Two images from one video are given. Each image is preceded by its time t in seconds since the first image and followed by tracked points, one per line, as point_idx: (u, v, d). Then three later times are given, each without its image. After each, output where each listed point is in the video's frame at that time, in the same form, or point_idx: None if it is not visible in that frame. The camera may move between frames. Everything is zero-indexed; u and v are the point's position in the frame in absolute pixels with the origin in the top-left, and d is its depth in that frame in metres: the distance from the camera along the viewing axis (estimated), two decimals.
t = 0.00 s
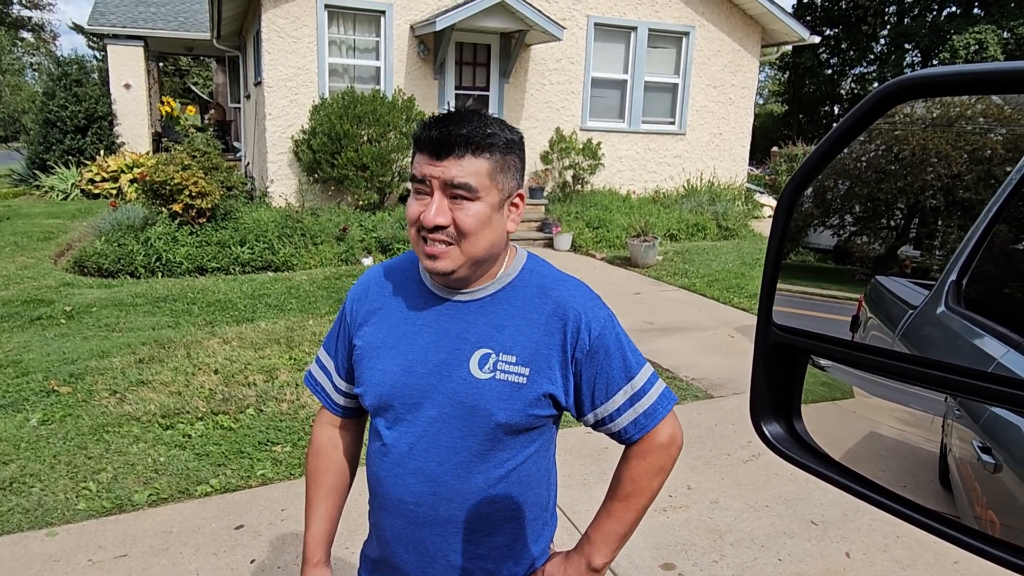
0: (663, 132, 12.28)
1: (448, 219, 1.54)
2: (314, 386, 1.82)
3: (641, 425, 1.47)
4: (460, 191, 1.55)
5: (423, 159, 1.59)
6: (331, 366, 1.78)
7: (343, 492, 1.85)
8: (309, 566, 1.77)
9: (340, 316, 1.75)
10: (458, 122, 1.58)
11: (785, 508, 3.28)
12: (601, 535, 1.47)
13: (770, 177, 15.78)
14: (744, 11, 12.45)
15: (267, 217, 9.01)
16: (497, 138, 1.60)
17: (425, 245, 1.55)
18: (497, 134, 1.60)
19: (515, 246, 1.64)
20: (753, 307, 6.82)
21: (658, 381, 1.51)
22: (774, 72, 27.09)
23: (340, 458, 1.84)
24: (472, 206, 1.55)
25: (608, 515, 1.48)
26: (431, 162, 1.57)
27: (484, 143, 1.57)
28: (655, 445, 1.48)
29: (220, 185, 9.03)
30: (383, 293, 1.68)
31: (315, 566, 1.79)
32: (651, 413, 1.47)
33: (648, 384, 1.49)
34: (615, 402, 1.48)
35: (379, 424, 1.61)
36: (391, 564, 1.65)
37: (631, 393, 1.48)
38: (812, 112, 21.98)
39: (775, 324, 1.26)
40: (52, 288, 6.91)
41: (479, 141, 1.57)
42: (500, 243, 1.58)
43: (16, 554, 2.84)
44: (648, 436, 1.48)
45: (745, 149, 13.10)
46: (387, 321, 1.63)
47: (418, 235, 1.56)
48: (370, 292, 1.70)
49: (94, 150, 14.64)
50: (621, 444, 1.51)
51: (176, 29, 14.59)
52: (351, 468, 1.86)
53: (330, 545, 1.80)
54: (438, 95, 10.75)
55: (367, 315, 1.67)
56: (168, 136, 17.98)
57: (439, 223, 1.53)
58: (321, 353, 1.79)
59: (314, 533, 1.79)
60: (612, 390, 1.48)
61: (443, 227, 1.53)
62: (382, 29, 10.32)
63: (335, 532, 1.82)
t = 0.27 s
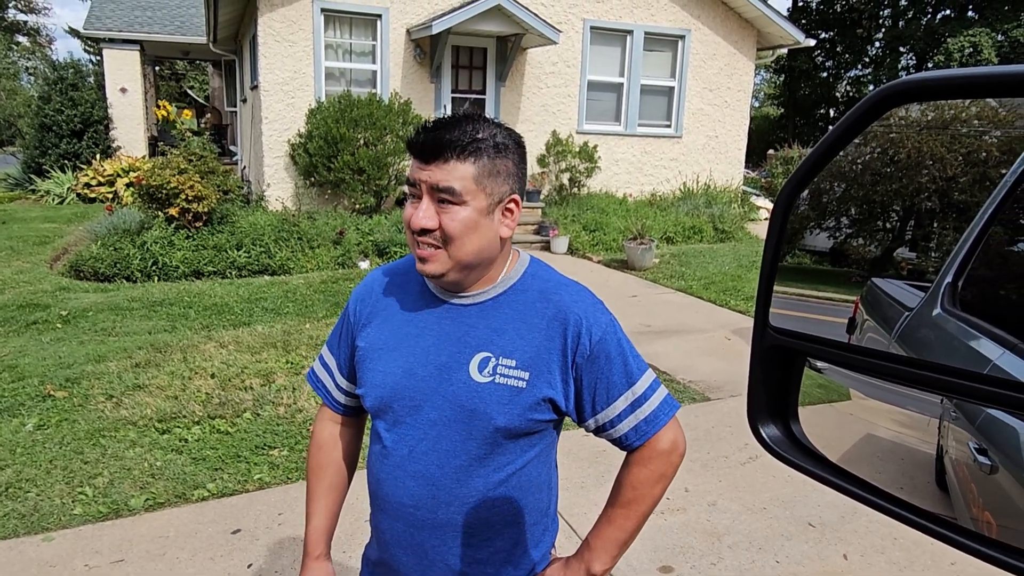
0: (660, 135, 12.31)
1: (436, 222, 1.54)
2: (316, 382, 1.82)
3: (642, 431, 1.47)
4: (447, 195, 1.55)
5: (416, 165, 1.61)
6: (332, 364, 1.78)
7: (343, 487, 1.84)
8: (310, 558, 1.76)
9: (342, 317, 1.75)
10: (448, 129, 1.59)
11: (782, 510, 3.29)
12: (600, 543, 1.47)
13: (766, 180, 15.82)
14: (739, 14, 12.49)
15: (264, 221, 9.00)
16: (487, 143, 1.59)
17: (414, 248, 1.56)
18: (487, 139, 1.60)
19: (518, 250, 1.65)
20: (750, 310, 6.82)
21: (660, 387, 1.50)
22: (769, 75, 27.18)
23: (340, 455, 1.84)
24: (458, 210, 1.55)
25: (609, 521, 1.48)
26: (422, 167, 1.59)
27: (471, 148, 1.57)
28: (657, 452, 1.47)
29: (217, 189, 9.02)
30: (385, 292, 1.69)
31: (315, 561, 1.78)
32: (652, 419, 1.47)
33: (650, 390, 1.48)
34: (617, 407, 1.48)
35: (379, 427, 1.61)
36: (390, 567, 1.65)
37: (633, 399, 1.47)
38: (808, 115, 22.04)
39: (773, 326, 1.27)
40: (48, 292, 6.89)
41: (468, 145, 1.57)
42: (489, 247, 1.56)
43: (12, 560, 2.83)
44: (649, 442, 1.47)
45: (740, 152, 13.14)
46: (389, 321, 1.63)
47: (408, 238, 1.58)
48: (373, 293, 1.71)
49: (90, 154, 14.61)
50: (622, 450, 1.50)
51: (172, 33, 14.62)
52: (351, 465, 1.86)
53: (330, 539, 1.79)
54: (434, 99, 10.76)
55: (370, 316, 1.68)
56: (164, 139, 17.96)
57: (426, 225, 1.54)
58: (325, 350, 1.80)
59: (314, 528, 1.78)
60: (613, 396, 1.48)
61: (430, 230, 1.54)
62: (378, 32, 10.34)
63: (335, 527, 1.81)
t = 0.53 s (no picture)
0: (654, 138, 12.33)
1: (430, 229, 1.54)
2: (317, 385, 1.82)
3: (639, 436, 1.47)
4: (439, 202, 1.55)
5: (408, 172, 1.61)
6: (332, 366, 1.78)
7: (347, 488, 1.84)
8: (314, 558, 1.77)
9: (341, 321, 1.76)
10: (438, 135, 1.59)
11: (778, 511, 3.29)
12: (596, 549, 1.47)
13: (760, 182, 15.87)
14: (732, 18, 12.54)
15: (258, 225, 8.98)
16: (479, 148, 1.59)
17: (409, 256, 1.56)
18: (479, 143, 1.60)
19: (515, 253, 1.65)
20: (744, 312, 6.84)
21: (657, 391, 1.51)
22: (763, 78, 27.28)
23: (340, 456, 1.83)
24: (452, 216, 1.55)
25: (607, 526, 1.48)
26: (414, 173, 1.59)
27: (462, 153, 1.57)
28: (654, 456, 1.47)
29: (211, 193, 9.00)
30: (383, 296, 1.69)
31: (320, 560, 1.79)
32: (648, 424, 1.47)
33: (647, 394, 1.49)
34: (613, 412, 1.48)
35: (375, 430, 1.61)
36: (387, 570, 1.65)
37: (629, 403, 1.47)
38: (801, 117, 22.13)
39: (768, 328, 1.27)
40: (40, 298, 6.86)
41: (459, 150, 1.57)
42: (484, 253, 1.56)
43: (6, 567, 2.81)
44: (646, 447, 1.47)
45: (734, 154, 13.18)
46: (387, 324, 1.63)
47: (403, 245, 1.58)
48: (371, 297, 1.71)
49: (83, 159, 14.51)
50: (619, 455, 1.51)
51: (166, 37, 14.65)
52: (353, 465, 1.86)
53: (334, 538, 1.79)
54: (428, 102, 10.76)
55: (367, 319, 1.68)
56: (158, 144, 17.90)
57: (420, 232, 1.54)
58: (325, 353, 1.80)
59: (318, 528, 1.78)
60: (610, 400, 1.48)
61: (424, 237, 1.54)
62: (372, 36, 10.34)
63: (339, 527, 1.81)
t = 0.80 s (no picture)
0: (647, 140, 12.36)
1: (418, 233, 1.55)
2: (313, 390, 1.82)
3: (631, 438, 1.47)
4: (427, 206, 1.55)
5: (395, 178, 1.61)
6: (327, 370, 1.78)
7: (341, 493, 1.84)
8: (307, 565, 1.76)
9: (336, 324, 1.76)
10: (423, 140, 1.60)
11: (772, 512, 3.30)
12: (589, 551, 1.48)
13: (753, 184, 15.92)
14: (724, 20, 12.58)
15: (252, 229, 8.96)
16: (464, 151, 1.59)
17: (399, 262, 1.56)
18: (464, 147, 1.60)
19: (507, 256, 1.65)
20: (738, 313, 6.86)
21: (649, 394, 1.51)
22: (756, 79, 27.40)
23: (335, 461, 1.83)
24: (439, 220, 1.55)
25: (600, 528, 1.49)
26: (401, 180, 1.59)
27: (447, 157, 1.57)
28: (647, 459, 1.47)
29: (204, 197, 8.97)
30: (376, 300, 1.69)
31: (314, 566, 1.78)
32: (640, 426, 1.47)
33: (639, 397, 1.49)
34: (605, 414, 1.48)
35: (369, 433, 1.61)
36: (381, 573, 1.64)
37: (621, 405, 1.47)
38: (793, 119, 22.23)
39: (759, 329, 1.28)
40: (33, 303, 6.83)
41: (444, 156, 1.57)
42: (472, 255, 1.56)
43: None
44: (638, 449, 1.47)
45: (727, 156, 13.22)
46: (379, 328, 1.63)
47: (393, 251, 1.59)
48: (365, 300, 1.71)
49: (76, 163, 14.37)
50: (611, 458, 1.51)
51: (159, 41, 14.67)
52: (349, 471, 1.85)
53: (329, 544, 1.79)
54: (422, 105, 10.77)
55: (360, 323, 1.68)
56: (150, 148, 17.85)
57: (408, 238, 1.54)
58: (320, 358, 1.80)
59: (313, 534, 1.78)
60: (602, 402, 1.48)
61: (412, 242, 1.54)
62: (365, 39, 10.34)
63: (334, 532, 1.81)
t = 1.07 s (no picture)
0: (641, 142, 12.39)
1: (409, 237, 1.55)
2: (307, 395, 1.82)
3: (622, 438, 1.48)
4: (416, 210, 1.56)
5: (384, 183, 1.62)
6: (320, 375, 1.78)
7: (337, 497, 1.84)
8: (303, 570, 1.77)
9: (330, 328, 1.76)
10: (411, 144, 1.60)
11: (766, 512, 3.32)
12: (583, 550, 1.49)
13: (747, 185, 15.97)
14: (718, 22, 12.62)
15: (246, 232, 8.95)
16: (452, 154, 1.60)
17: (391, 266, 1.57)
18: (452, 150, 1.61)
19: (498, 257, 1.66)
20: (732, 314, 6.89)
21: (640, 393, 1.52)
22: (749, 81, 27.52)
23: (329, 466, 1.83)
24: (429, 223, 1.55)
25: (593, 528, 1.50)
26: (390, 184, 1.60)
27: (435, 160, 1.58)
28: (638, 458, 1.49)
29: (198, 200, 8.96)
30: (368, 304, 1.70)
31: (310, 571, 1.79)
32: (631, 425, 1.48)
33: (630, 396, 1.50)
34: (596, 414, 1.49)
35: (363, 435, 1.62)
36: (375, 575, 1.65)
37: (612, 405, 1.48)
38: (787, 120, 22.31)
39: (748, 329, 1.29)
40: (26, 307, 6.81)
41: (431, 159, 1.58)
42: (463, 257, 1.57)
43: None
44: (630, 449, 1.48)
45: (721, 157, 13.27)
46: (372, 332, 1.64)
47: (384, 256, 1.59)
48: (358, 304, 1.72)
49: (69, 166, 14.40)
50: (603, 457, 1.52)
51: (152, 44, 14.67)
52: (344, 475, 1.86)
53: (324, 549, 1.80)
54: (416, 107, 10.78)
55: (353, 326, 1.69)
56: (144, 151, 17.82)
57: (399, 242, 1.55)
58: (314, 363, 1.80)
59: (308, 539, 1.79)
60: (593, 402, 1.49)
61: (403, 246, 1.55)
62: (360, 42, 10.35)
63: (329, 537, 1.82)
